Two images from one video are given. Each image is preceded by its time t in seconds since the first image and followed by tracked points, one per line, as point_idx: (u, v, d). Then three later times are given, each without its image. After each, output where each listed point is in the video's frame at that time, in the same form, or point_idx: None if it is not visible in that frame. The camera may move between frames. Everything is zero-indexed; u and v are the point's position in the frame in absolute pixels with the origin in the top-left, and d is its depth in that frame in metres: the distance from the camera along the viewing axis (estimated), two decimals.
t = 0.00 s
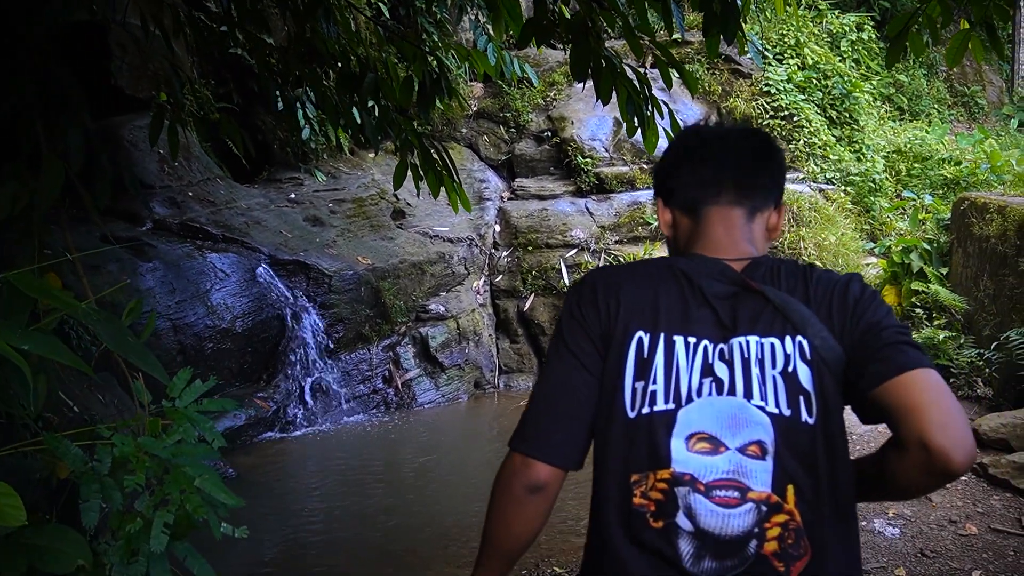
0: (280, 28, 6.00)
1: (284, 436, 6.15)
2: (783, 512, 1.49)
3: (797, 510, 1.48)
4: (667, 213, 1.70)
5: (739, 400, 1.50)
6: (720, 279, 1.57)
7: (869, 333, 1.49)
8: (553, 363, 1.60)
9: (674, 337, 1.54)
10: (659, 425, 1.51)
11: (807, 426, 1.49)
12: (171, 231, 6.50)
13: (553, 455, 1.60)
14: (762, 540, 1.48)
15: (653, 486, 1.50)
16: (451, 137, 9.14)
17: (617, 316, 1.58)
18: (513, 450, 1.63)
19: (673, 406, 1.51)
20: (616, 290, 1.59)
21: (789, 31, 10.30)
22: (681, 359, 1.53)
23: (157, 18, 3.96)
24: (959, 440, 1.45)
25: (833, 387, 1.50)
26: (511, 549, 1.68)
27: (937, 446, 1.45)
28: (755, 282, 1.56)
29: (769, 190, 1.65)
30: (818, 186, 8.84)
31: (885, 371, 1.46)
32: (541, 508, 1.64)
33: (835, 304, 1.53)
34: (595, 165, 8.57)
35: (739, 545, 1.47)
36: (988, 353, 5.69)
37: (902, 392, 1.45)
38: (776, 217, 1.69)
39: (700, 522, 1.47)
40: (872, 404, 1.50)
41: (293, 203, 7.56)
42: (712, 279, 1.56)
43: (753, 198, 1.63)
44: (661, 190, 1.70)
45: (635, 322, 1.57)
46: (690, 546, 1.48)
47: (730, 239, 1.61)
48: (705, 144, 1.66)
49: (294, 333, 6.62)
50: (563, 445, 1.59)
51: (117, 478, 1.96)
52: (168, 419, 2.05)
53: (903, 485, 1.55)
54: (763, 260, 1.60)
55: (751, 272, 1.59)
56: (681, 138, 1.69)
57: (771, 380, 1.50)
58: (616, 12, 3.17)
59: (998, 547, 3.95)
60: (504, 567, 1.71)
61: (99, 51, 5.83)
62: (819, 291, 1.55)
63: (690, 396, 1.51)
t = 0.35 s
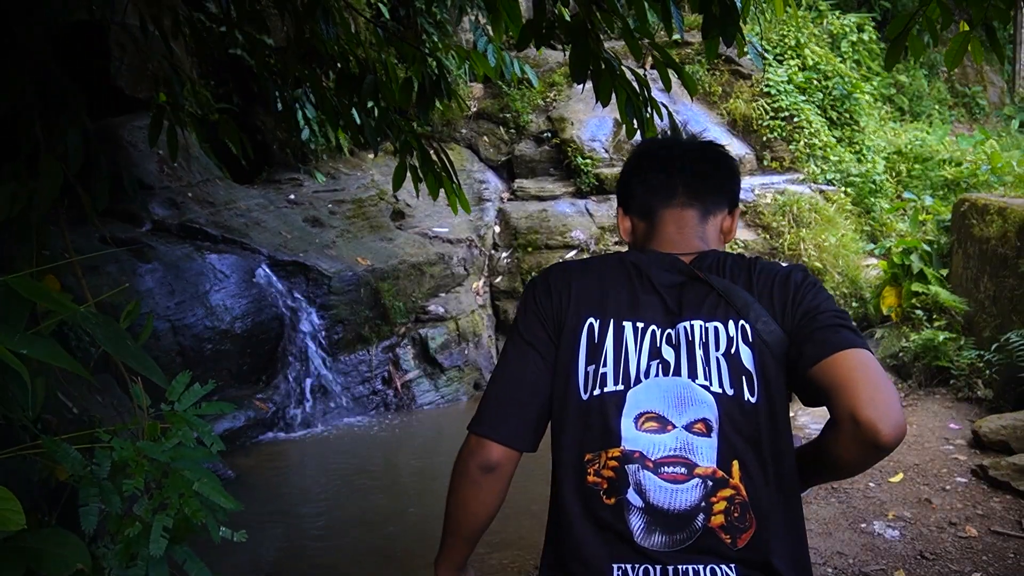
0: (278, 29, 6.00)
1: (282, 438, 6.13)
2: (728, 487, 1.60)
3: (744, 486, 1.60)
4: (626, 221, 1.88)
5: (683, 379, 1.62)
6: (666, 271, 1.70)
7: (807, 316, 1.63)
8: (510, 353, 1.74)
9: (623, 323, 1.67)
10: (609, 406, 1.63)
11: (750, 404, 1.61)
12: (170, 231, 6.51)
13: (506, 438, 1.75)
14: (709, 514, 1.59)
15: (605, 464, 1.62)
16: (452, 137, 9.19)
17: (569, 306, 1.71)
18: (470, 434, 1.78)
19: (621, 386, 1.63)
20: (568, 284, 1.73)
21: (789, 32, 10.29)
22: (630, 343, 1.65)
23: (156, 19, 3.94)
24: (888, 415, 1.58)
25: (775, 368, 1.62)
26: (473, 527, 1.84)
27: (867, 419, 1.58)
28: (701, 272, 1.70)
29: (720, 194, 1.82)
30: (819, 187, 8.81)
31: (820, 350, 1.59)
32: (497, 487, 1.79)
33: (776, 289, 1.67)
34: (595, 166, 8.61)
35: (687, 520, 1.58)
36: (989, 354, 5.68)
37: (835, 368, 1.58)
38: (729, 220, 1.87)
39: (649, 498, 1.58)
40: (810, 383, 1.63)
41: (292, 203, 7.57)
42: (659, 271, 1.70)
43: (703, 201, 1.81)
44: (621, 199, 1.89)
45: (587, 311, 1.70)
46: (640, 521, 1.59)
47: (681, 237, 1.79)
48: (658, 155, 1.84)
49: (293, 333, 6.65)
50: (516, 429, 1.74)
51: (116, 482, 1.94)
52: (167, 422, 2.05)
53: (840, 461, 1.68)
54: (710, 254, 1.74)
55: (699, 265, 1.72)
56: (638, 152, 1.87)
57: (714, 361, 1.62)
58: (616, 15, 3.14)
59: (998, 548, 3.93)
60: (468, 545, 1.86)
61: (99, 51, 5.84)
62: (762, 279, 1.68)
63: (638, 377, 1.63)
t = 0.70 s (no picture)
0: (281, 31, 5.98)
1: (286, 442, 6.13)
2: (732, 499, 1.58)
3: (745, 495, 1.58)
4: (622, 228, 1.85)
5: (685, 393, 1.60)
6: (666, 284, 1.69)
7: (809, 327, 1.62)
8: (513, 367, 1.72)
9: (624, 336, 1.65)
10: (612, 419, 1.61)
11: (752, 416, 1.60)
12: (173, 235, 6.50)
13: (514, 452, 1.73)
14: (712, 527, 1.57)
15: (608, 477, 1.60)
16: (454, 139, 9.23)
17: (570, 319, 1.69)
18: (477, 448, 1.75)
19: (623, 400, 1.61)
20: (570, 296, 1.70)
21: (791, 35, 10.31)
22: (631, 356, 1.63)
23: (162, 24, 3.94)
24: (888, 431, 1.58)
25: (777, 379, 1.62)
26: (486, 544, 1.80)
27: (866, 434, 1.58)
28: (702, 284, 1.68)
29: (719, 201, 1.80)
30: (821, 190, 8.81)
31: (822, 362, 1.59)
32: (507, 501, 1.77)
33: (779, 298, 1.67)
34: (598, 169, 8.63)
35: (690, 533, 1.56)
36: (992, 358, 5.68)
37: (837, 382, 1.58)
38: (726, 227, 1.84)
39: (653, 511, 1.57)
40: (811, 395, 1.62)
41: (295, 206, 7.58)
42: (659, 283, 1.69)
43: (702, 209, 1.78)
44: (618, 205, 1.85)
45: (588, 323, 1.68)
46: (644, 535, 1.57)
47: (680, 246, 1.76)
48: (658, 161, 1.80)
49: (297, 337, 6.67)
50: (524, 443, 1.72)
51: (130, 494, 1.95)
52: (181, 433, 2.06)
53: (835, 473, 1.67)
54: (709, 264, 1.73)
55: (699, 275, 1.71)
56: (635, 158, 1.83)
57: (715, 374, 1.61)
58: (621, 19, 3.08)
59: (1003, 554, 3.93)
60: (481, 563, 1.81)
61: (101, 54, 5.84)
62: (762, 289, 1.68)
63: (640, 391, 1.61)
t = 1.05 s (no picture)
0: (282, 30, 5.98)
1: (289, 441, 6.13)
2: (741, 499, 1.57)
3: (755, 494, 1.56)
4: (619, 207, 1.80)
5: (690, 394, 1.58)
6: (665, 281, 1.66)
7: (814, 320, 1.59)
8: (511, 372, 1.70)
9: (625, 337, 1.62)
10: (617, 423, 1.58)
11: (758, 415, 1.58)
12: (175, 233, 6.52)
13: (514, 461, 1.72)
14: (723, 528, 1.55)
15: (615, 482, 1.57)
16: (456, 139, 9.22)
17: (569, 321, 1.65)
18: (478, 456, 1.75)
19: (628, 403, 1.58)
20: (568, 298, 1.67)
21: (793, 34, 10.30)
22: (633, 358, 1.60)
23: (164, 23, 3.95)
24: (896, 427, 1.56)
25: (781, 374, 1.59)
26: (491, 546, 1.82)
27: (873, 430, 1.56)
28: (701, 279, 1.65)
29: (717, 182, 1.74)
30: (824, 189, 8.78)
31: (827, 357, 1.56)
32: (510, 508, 1.77)
33: (781, 288, 1.63)
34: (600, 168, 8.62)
35: (701, 534, 1.55)
36: (995, 357, 5.67)
37: (842, 377, 1.56)
38: (725, 206, 1.79)
39: (662, 514, 1.55)
40: (816, 389, 1.60)
41: (297, 206, 7.59)
42: (658, 281, 1.65)
43: (699, 192, 1.73)
44: (613, 185, 1.80)
45: (587, 326, 1.65)
46: (655, 537, 1.55)
47: (677, 235, 1.71)
48: (653, 141, 1.74)
49: (298, 336, 6.64)
50: (523, 451, 1.71)
51: (133, 489, 1.95)
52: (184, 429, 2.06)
53: (843, 467, 1.66)
54: (709, 255, 1.69)
55: (699, 267, 1.68)
56: (629, 136, 1.77)
57: (720, 373, 1.58)
58: (625, 16, 3.03)
59: (1008, 553, 3.91)
60: (488, 563, 1.85)
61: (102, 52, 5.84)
62: (764, 280, 1.65)
63: (644, 394, 1.58)
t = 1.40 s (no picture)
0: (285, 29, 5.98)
1: (292, 439, 6.13)
2: (737, 490, 1.55)
3: (749, 483, 1.55)
4: (609, 195, 1.79)
5: (681, 387, 1.57)
6: (652, 272, 1.64)
7: (805, 306, 1.58)
8: (500, 372, 1.70)
9: (612, 332, 1.61)
10: (607, 419, 1.57)
11: (751, 403, 1.56)
12: (178, 231, 6.55)
13: (506, 462, 1.72)
14: (720, 520, 1.54)
15: (610, 479, 1.56)
16: (460, 138, 9.22)
17: (555, 319, 1.64)
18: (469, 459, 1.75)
19: (617, 398, 1.57)
20: (553, 295, 1.66)
21: (797, 33, 10.29)
22: (621, 353, 1.59)
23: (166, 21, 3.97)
24: (894, 411, 1.55)
25: (774, 361, 1.57)
26: (489, 547, 1.82)
27: (870, 415, 1.55)
28: (689, 269, 1.64)
29: (708, 170, 1.73)
30: (828, 188, 8.75)
31: (820, 343, 1.54)
32: (506, 509, 1.76)
33: (771, 275, 1.62)
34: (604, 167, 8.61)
35: (698, 528, 1.53)
36: (1000, 356, 5.65)
37: (838, 363, 1.54)
38: (717, 194, 1.77)
39: (658, 509, 1.53)
40: (809, 375, 1.58)
41: (300, 204, 7.60)
42: (644, 273, 1.64)
43: (690, 181, 1.72)
44: (605, 172, 1.79)
45: (574, 323, 1.64)
46: (652, 533, 1.54)
47: (665, 224, 1.70)
48: (646, 128, 1.74)
49: (301, 336, 6.66)
50: (514, 450, 1.71)
51: (132, 484, 1.96)
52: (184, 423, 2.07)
53: (840, 451, 1.65)
54: (696, 243, 1.68)
55: (687, 257, 1.66)
56: (621, 123, 1.77)
57: (711, 363, 1.57)
58: (629, 12, 3.01)
59: (1012, 552, 3.89)
60: (488, 564, 1.84)
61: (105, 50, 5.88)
62: (752, 266, 1.63)
63: (634, 388, 1.57)
